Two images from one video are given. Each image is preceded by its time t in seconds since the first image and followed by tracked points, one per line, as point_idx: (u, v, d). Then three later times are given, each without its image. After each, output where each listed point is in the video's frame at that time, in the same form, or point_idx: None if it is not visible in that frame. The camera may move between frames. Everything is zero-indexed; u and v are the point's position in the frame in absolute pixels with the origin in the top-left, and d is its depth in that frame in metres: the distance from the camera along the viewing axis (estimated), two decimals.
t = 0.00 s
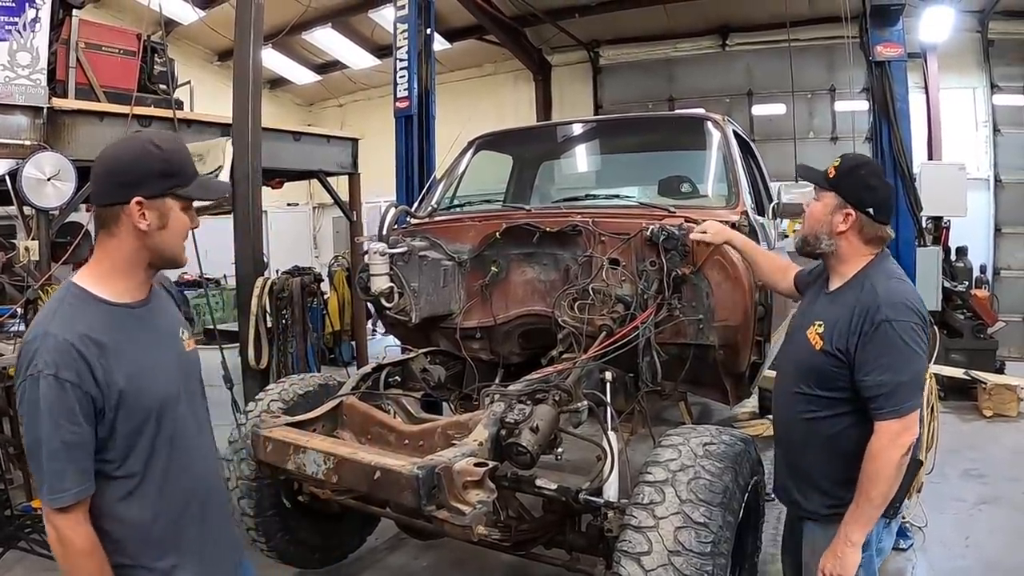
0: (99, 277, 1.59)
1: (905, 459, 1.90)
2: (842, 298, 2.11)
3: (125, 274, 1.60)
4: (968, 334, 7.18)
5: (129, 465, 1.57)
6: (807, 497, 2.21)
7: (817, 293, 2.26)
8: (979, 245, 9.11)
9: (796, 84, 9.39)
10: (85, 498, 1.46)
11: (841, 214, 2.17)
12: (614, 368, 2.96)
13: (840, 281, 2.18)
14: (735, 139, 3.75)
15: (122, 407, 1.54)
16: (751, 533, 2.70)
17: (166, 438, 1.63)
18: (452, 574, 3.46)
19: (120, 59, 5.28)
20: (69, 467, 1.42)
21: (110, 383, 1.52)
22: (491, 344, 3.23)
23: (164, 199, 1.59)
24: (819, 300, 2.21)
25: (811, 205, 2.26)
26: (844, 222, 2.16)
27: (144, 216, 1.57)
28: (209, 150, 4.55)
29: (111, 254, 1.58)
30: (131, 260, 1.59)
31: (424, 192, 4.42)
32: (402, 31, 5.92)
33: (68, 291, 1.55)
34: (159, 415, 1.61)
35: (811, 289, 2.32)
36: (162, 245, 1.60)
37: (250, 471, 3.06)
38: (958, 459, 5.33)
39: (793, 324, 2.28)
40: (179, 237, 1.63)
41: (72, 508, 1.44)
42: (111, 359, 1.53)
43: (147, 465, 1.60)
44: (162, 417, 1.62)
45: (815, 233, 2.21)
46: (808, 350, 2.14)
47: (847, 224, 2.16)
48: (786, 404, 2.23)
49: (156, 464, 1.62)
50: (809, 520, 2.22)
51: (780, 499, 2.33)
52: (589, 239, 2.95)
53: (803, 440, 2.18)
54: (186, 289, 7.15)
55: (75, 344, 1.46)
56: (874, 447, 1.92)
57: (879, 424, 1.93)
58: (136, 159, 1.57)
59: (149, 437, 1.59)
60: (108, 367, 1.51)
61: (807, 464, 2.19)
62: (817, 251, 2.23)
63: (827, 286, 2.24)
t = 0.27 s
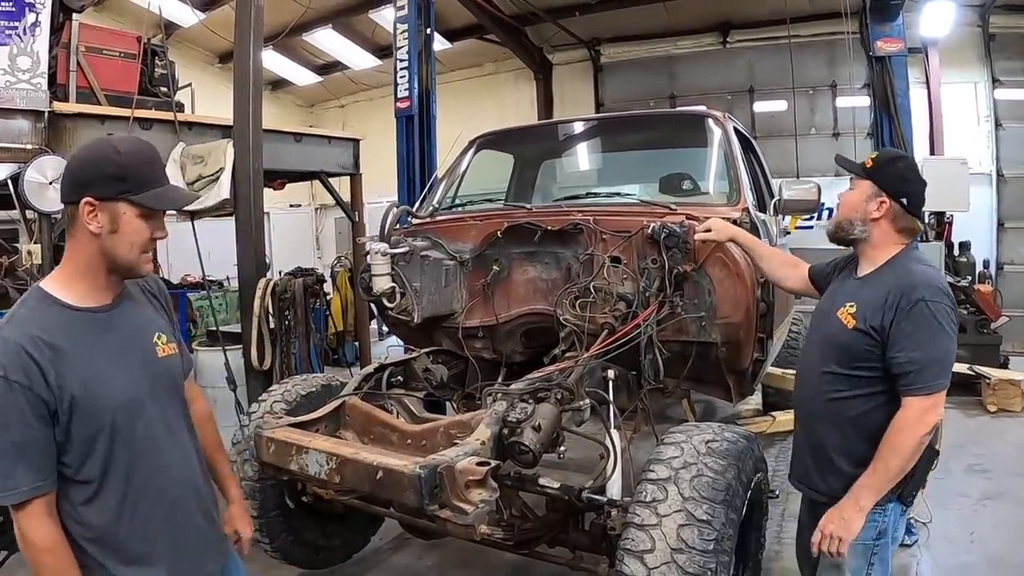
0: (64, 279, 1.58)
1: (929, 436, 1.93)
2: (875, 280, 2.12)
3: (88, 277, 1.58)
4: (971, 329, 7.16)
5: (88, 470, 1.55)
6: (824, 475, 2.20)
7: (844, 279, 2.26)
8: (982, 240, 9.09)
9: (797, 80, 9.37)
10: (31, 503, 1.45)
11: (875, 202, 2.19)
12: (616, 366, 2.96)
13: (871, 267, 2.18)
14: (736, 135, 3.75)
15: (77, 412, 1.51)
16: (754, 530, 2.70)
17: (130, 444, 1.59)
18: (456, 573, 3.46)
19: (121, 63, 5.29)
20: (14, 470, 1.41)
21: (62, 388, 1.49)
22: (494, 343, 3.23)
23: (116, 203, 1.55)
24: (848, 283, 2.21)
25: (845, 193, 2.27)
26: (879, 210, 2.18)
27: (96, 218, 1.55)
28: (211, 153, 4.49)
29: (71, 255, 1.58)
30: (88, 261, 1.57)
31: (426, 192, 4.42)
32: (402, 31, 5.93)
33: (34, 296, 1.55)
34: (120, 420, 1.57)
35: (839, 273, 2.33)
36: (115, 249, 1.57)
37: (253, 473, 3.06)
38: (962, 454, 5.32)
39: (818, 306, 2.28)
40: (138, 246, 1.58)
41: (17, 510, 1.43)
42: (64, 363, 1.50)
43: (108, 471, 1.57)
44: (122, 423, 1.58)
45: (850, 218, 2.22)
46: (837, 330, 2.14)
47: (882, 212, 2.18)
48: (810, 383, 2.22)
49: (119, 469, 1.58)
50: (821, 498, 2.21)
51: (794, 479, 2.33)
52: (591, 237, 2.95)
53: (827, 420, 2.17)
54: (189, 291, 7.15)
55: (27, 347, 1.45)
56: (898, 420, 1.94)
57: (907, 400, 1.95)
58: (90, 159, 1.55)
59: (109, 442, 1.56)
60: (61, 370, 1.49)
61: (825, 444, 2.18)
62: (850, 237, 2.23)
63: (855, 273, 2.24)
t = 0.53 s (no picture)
0: (55, 281, 1.62)
1: (965, 431, 2.03)
2: (902, 291, 2.20)
3: (76, 278, 1.62)
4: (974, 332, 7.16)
5: (71, 466, 1.58)
6: (864, 473, 2.28)
7: (867, 291, 2.34)
8: (984, 243, 9.09)
9: (799, 83, 9.37)
10: (13, 497, 1.48)
11: (893, 219, 2.25)
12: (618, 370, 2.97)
13: (894, 280, 2.25)
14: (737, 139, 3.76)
15: (60, 408, 1.54)
16: (755, 533, 2.70)
17: (115, 440, 1.62)
18: None
19: (124, 65, 5.31)
20: None
21: (45, 384, 1.52)
22: (495, 346, 3.23)
23: (100, 206, 1.58)
24: (873, 295, 2.29)
25: (860, 212, 2.34)
26: (897, 226, 2.24)
27: (82, 221, 1.58)
28: (213, 156, 4.47)
29: (61, 258, 1.62)
30: (77, 264, 1.61)
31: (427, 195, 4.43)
32: (405, 35, 5.96)
33: (25, 298, 1.60)
34: (104, 415, 1.60)
35: (858, 284, 2.41)
36: (101, 251, 1.60)
37: (255, 475, 3.07)
38: (964, 458, 5.31)
39: (847, 317, 2.35)
40: (121, 247, 1.61)
41: None
42: (48, 360, 1.53)
43: (93, 466, 1.60)
44: (105, 419, 1.60)
45: (869, 235, 2.27)
46: (872, 341, 2.23)
47: (899, 228, 2.24)
48: (848, 387, 2.30)
49: (104, 464, 1.61)
50: (860, 495, 2.29)
51: (829, 477, 2.42)
52: (592, 240, 2.96)
53: (868, 421, 2.25)
54: (192, 293, 7.17)
55: (12, 343, 1.49)
56: (938, 419, 2.04)
57: (944, 400, 2.05)
58: (74, 165, 1.59)
59: (93, 437, 1.59)
60: (46, 366, 1.53)
61: (867, 444, 2.26)
62: (869, 254, 2.28)
63: (876, 285, 2.31)
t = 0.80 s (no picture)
0: (65, 269, 1.71)
1: (1002, 415, 2.14)
2: (924, 285, 2.26)
3: (85, 265, 1.71)
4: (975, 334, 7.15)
5: (77, 440, 1.66)
6: (894, 465, 2.32)
7: (881, 286, 2.39)
8: (985, 244, 9.10)
9: (801, 83, 9.35)
10: (23, 468, 1.55)
11: (910, 218, 2.30)
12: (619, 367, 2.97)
13: (913, 276, 2.31)
14: (739, 138, 3.76)
15: (68, 384, 1.63)
16: (753, 531, 2.70)
17: (119, 418, 1.71)
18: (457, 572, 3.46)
19: (126, 60, 5.29)
20: (10, 435, 1.52)
21: (55, 361, 1.61)
22: (496, 343, 3.24)
23: (110, 197, 1.68)
24: (893, 290, 2.33)
25: (877, 209, 2.37)
26: (915, 225, 2.29)
27: (94, 212, 1.67)
28: (215, 151, 4.47)
29: (71, 249, 1.70)
30: (88, 253, 1.70)
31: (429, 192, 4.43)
32: (407, 31, 5.97)
33: (35, 282, 1.68)
34: (109, 394, 1.69)
35: (871, 278, 2.46)
36: (113, 240, 1.69)
37: (254, 471, 3.05)
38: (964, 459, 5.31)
39: (864, 309, 2.40)
40: (129, 233, 1.70)
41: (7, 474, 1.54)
42: (58, 339, 1.62)
43: (97, 443, 1.68)
44: (110, 397, 1.69)
45: (888, 233, 2.31)
46: (900, 334, 2.27)
47: (917, 227, 2.29)
48: (875, 379, 2.33)
49: (107, 441, 1.70)
50: (891, 486, 2.33)
51: (854, 466, 2.46)
52: (593, 238, 2.96)
53: (898, 414, 2.29)
54: (193, 287, 7.17)
55: (25, 323, 1.58)
56: (978, 406, 2.14)
57: (980, 388, 2.14)
58: (84, 160, 1.67)
59: (98, 415, 1.67)
60: (56, 345, 1.61)
61: (899, 435, 2.30)
62: (888, 251, 2.32)
63: (892, 281, 2.36)
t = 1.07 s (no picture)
0: (82, 259, 1.85)
1: (1016, 414, 2.21)
2: (945, 285, 2.32)
3: (100, 257, 1.85)
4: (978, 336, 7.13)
5: (82, 416, 1.79)
6: (923, 464, 2.36)
7: (898, 285, 2.45)
8: (988, 247, 9.08)
9: (805, 84, 9.33)
10: (30, 436, 1.69)
11: (930, 221, 2.36)
12: (621, 368, 2.97)
13: (930, 277, 2.37)
14: (743, 139, 3.76)
15: (77, 364, 1.76)
16: (755, 533, 2.70)
17: (122, 398, 1.84)
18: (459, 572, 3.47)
19: (130, 58, 5.30)
20: (23, 406, 1.66)
21: (66, 342, 1.74)
22: (499, 343, 3.23)
23: (130, 196, 1.83)
24: (912, 290, 2.40)
25: (896, 212, 2.42)
26: (934, 228, 2.35)
27: (115, 210, 1.82)
28: (219, 150, 4.51)
29: (90, 241, 1.84)
30: (105, 246, 1.84)
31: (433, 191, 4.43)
32: (411, 31, 5.99)
33: (53, 270, 1.82)
34: (115, 375, 1.82)
35: (886, 278, 2.52)
36: (131, 235, 1.85)
37: (257, 469, 3.05)
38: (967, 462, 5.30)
39: (882, 310, 2.45)
40: (147, 229, 1.86)
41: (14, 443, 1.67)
42: (70, 322, 1.76)
43: (102, 420, 1.81)
44: (115, 379, 1.82)
45: (908, 235, 2.36)
46: (924, 334, 2.32)
47: (936, 230, 2.36)
48: (898, 378, 2.38)
49: (112, 419, 1.83)
50: (920, 486, 2.37)
51: (878, 469, 2.48)
52: (596, 238, 2.96)
53: (921, 412, 2.33)
54: (195, 285, 7.17)
55: (41, 304, 1.72)
56: (995, 404, 2.21)
57: (998, 386, 2.21)
58: (104, 161, 1.81)
59: (104, 394, 1.81)
60: (68, 327, 1.75)
61: (928, 435, 2.34)
62: (908, 254, 2.37)
63: (909, 282, 2.43)
